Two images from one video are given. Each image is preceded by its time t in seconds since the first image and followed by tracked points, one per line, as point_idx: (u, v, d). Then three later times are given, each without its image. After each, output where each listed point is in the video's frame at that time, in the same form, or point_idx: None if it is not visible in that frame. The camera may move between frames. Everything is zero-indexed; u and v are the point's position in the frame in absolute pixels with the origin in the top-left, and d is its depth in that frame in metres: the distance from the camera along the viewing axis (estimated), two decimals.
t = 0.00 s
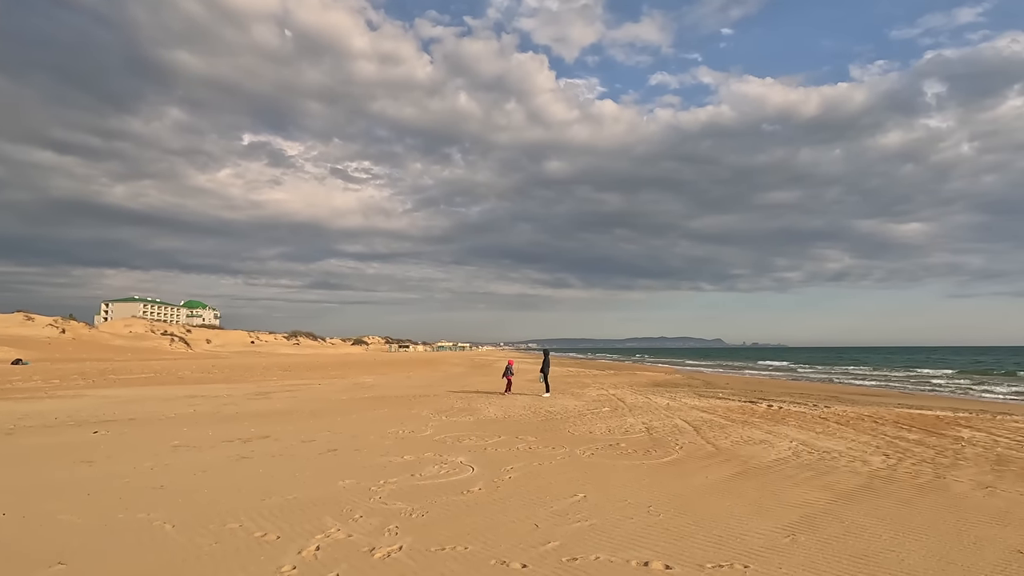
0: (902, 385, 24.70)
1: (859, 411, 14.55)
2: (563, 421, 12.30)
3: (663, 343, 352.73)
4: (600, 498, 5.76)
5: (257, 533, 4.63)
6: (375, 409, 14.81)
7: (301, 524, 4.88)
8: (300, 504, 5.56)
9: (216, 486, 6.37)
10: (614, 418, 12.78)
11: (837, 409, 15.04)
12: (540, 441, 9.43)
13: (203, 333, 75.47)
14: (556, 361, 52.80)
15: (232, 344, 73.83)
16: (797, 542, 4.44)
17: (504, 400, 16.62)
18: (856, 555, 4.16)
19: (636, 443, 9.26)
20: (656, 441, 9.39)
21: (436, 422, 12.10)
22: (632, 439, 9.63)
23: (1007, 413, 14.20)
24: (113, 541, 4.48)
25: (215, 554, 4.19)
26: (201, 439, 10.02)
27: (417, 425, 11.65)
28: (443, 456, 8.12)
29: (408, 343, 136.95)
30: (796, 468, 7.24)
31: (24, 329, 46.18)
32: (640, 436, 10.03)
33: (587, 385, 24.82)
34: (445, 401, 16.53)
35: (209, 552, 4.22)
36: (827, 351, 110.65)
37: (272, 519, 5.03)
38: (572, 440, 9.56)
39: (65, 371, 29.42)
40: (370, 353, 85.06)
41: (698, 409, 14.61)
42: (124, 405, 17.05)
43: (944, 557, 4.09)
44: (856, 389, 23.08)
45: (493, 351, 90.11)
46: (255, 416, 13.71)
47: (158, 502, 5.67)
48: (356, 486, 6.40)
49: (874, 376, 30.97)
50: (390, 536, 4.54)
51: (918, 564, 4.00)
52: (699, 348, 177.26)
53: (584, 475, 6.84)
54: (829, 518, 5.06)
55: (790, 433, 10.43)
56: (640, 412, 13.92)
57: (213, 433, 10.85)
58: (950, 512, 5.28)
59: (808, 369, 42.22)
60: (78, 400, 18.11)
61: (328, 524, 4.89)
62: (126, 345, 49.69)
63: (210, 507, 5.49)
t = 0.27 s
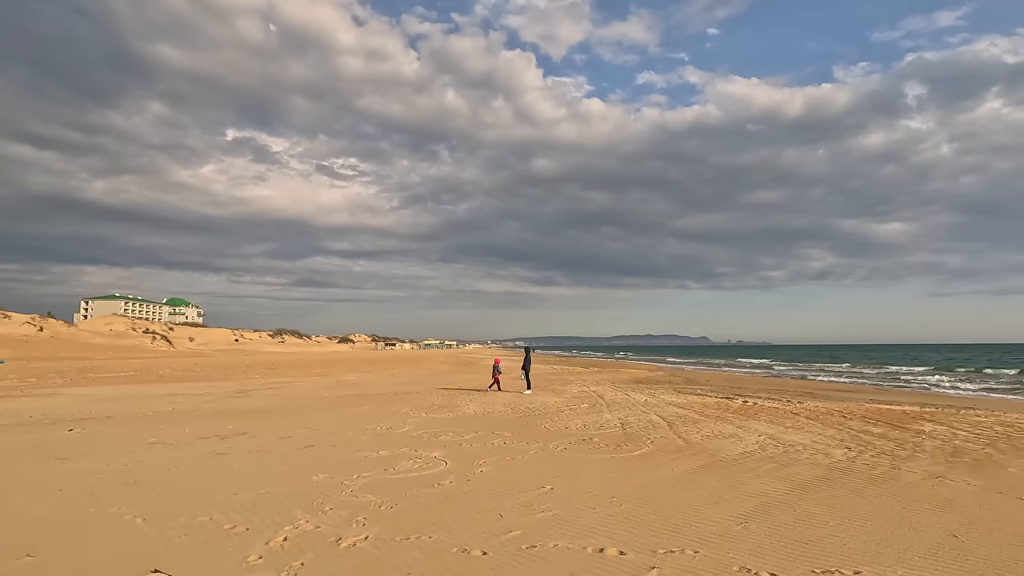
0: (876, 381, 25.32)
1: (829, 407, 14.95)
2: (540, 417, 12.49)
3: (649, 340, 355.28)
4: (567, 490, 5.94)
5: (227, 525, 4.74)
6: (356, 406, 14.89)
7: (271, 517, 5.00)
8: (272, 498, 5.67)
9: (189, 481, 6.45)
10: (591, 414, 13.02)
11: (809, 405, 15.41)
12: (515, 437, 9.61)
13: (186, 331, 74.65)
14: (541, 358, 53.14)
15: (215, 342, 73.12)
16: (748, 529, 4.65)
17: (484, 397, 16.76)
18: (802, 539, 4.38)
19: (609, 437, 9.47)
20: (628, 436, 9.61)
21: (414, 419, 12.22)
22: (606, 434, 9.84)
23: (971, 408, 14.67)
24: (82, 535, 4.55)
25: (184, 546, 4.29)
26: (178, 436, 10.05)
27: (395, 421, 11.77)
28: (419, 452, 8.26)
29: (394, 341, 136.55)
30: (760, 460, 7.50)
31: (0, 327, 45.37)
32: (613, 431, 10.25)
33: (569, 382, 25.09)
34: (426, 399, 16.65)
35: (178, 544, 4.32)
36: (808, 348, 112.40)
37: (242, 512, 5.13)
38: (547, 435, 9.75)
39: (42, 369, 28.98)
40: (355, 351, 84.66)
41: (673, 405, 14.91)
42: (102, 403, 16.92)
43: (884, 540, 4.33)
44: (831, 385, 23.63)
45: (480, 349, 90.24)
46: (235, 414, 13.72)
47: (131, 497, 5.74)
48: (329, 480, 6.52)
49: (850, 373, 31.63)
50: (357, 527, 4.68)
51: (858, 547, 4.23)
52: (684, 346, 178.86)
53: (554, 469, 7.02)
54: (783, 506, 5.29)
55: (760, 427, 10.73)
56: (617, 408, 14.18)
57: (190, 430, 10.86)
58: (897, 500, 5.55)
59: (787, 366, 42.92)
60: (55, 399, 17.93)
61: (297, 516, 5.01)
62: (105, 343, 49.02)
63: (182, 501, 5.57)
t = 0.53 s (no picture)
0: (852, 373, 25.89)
1: (804, 398, 15.30)
2: (520, 409, 12.68)
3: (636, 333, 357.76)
4: (536, 480, 6.11)
5: (200, 516, 4.84)
6: (338, 399, 14.97)
7: (244, 508, 5.10)
8: (246, 489, 5.77)
9: (165, 474, 6.53)
10: (570, 406, 13.23)
11: (784, 396, 15.77)
12: (493, 429, 9.78)
13: (169, 325, 73.91)
14: (528, 351, 53.50)
15: (200, 336, 72.51)
16: (705, 515, 4.85)
17: (467, 390, 16.92)
18: (754, 525, 4.58)
19: (584, 429, 9.68)
20: (603, 428, 9.82)
21: (395, 411, 12.34)
22: (581, 425, 10.05)
23: (940, 399, 15.11)
24: (55, 526, 4.63)
25: (156, 536, 4.39)
26: (157, 430, 10.08)
27: (376, 414, 11.88)
28: (396, 444, 8.40)
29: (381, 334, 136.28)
30: (727, 450, 7.73)
31: None
32: (590, 422, 10.46)
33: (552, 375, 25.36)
34: (408, 392, 16.77)
35: (151, 534, 4.42)
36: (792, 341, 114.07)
37: (216, 504, 5.23)
38: (524, 427, 9.93)
39: (21, 363, 28.66)
40: (342, 344, 84.29)
41: (652, 397, 15.19)
42: (82, 397, 16.85)
43: (831, 525, 4.54)
44: (808, 377, 24.13)
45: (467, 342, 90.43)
46: (216, 407, 13.74)
47: (106, 490, 5.80)
48: (305, 471, 6.63)
49: (829, 365, 32.22)
50: (328, 516, 4.80)
51: (806, 531, 4.45)
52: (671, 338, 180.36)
53: (527, 460, 7.19)
54: (741, 494, 5.50)
55: (732, 418, 11.00)
56: (596, 401, 14.42)
57: (170, 424, 10.89)
58: (851, 487, 5.79)
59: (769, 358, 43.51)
60: (34, 393, 17.81)
61: (270, 506, 5.12)
62: (87, 337, 48.45)
63: (157, 493, 5.66)
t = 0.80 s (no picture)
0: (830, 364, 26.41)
1: (781, 389, 15.60)
2: (501, 401, 12.79)
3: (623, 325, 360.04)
4: (510, 469, 6.22)
5: (174, 507, 4.88)
6: (320, 392, 14.97)
7: (219, 499, 5.15)
8: (222, 481, 5.82)
9: (141, 466, 6.54)
10: (551, 397, 13.38)
11: (762, 387, 16.05)
12: (473, 420, 9.88)
13: (152, 317, 73.04)
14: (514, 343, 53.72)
15: (183, 328, 71.77)
16: (671, 502, 4.99)
17: (451, 382, 17.00)
18: (718, 511, 4.73)
19: (562, 420, 9.81)
20: (582, 418, 9.96)
21: (377, 403, 12.39)
22: (560, 416, 10.18)
23: (913, 389, 15.49)
24: (27, 518, 4.64)
25: (129, 527, 4.42)
26: (135, 423, 10.04)
27: (357, 406, 11.92)
28: (375, 435, 8.47)
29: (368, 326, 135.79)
30: (700, 439, 7.90)
31: None
32: (569, 413, 10.61)
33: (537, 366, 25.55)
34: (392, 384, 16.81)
35: (124, 525, 4.46)
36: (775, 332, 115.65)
37: (191, 495, 5.27)
38: (503, 418, 10.04)
39: None
40: (328, 337, 83.89)
41: (632, 388, 15.40)
42: (61, 390, 16.68)
43: (791, 510, 4.70)
44: (788, 368, 24.58)
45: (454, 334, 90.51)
46: (197, 400, 13.69)
47: (80, 483, 5.81)
48: (282, 462, 6.68)
49: (809, 357, 32.74)
50: (302, 506, 4.87)
51: (766, 516, 4.60)
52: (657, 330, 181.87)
53: (503, 450, 7.29)
54: (709, 482, 5.66)
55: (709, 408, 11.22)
56: (577, 392, 14.59)
57: (148, 416, 10.84)
58: (815, 474, 5.97)
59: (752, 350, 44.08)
60: (11, 386, 17.58)
61: (245, 497, 5.18)
62: (67, 330, 47.76)
63: (132, 485, 5.68)
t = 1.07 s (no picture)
0: (805, 356, 26.92)
1: (756, 381, 15.85)
2: (478, 394, 12.81)
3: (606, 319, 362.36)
4: (481, 461, 6.23)
5: (136, 501, 4.81)
6: (297, 385, 14.83)
7: (183, 493, 5.08)
8: (188, 474, 5.74)
9: (105, 461, 6.41)
10: (528, 390, 13.44)
11: (738, 379, 16.29)
12: (449, 413, 9.88)
13: (128, 311, 71.65)
14: (497, 337, 53.82)
15: (161, 322, 70.51)
16: (638, 491, 5.04)
17: (430, 375, 16.97)
18: (682, 500, 4.78)
19: (538, 412, 9.85)
20: (557, 410, 10.02)
21: (354, 397, 12.31)
22: (536, 408, 10.23)
23: (883, 380, 15.84)
24: None
25: (86, 522, 4.34)
26: (104, 417, 9.84)
27: (333, 400, 11.82)
28: (349, 428, 8.43)
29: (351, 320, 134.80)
30: (671, 430, 7.99)
31: None
32: (544, 405, 10.66)
33: (518, 360, 25.63)
34: (370, 377, 16.73)
35: (82, 520, 4.37)
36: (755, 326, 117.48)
37: (154, 489, 5.19)
38: (479, 410, 10.06)
39: None
40: (310, 331, 83.12)
41: (610, 381, 15.52)
42: (29, 385, 16.30)
43: (754, 498, 4.78)
44: (764, 360, 25.02)
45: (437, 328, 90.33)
46: (170, 394, 13.47)
47: (41, 478, 5.69)
48: (252, 456, 6.61)
49: (786, 350, 33.29)
50: (266, 499, 4.82)
51: (729, 505, 4.67)
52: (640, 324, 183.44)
53: (476, 442, 7.30)
54: (676, 471, 5.73)
55: (684, 400, 11.37)
56: (555, 385, 14.67)
57: (118, 411, 10.64)
58: (781, 463, 6.08)
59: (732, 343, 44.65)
60: None
61: (209, 491, 5.11)
62: (39, 324, 46.64)
63: (95, 480, 5.57)
